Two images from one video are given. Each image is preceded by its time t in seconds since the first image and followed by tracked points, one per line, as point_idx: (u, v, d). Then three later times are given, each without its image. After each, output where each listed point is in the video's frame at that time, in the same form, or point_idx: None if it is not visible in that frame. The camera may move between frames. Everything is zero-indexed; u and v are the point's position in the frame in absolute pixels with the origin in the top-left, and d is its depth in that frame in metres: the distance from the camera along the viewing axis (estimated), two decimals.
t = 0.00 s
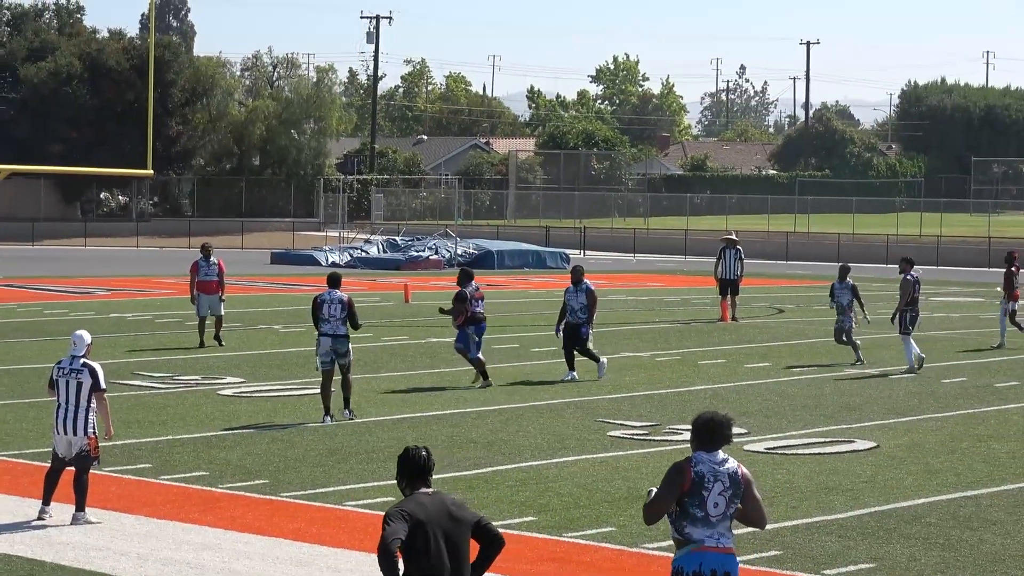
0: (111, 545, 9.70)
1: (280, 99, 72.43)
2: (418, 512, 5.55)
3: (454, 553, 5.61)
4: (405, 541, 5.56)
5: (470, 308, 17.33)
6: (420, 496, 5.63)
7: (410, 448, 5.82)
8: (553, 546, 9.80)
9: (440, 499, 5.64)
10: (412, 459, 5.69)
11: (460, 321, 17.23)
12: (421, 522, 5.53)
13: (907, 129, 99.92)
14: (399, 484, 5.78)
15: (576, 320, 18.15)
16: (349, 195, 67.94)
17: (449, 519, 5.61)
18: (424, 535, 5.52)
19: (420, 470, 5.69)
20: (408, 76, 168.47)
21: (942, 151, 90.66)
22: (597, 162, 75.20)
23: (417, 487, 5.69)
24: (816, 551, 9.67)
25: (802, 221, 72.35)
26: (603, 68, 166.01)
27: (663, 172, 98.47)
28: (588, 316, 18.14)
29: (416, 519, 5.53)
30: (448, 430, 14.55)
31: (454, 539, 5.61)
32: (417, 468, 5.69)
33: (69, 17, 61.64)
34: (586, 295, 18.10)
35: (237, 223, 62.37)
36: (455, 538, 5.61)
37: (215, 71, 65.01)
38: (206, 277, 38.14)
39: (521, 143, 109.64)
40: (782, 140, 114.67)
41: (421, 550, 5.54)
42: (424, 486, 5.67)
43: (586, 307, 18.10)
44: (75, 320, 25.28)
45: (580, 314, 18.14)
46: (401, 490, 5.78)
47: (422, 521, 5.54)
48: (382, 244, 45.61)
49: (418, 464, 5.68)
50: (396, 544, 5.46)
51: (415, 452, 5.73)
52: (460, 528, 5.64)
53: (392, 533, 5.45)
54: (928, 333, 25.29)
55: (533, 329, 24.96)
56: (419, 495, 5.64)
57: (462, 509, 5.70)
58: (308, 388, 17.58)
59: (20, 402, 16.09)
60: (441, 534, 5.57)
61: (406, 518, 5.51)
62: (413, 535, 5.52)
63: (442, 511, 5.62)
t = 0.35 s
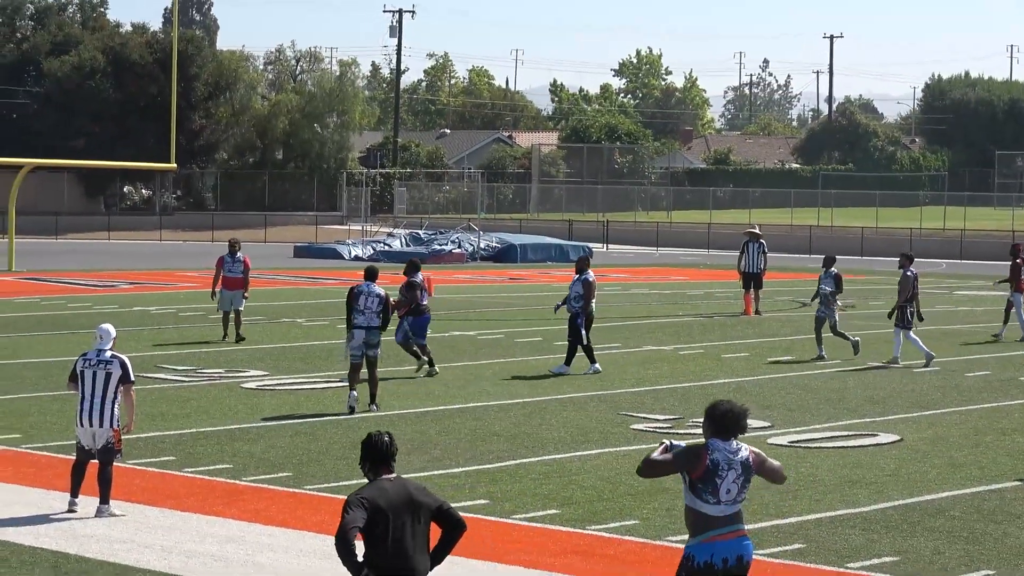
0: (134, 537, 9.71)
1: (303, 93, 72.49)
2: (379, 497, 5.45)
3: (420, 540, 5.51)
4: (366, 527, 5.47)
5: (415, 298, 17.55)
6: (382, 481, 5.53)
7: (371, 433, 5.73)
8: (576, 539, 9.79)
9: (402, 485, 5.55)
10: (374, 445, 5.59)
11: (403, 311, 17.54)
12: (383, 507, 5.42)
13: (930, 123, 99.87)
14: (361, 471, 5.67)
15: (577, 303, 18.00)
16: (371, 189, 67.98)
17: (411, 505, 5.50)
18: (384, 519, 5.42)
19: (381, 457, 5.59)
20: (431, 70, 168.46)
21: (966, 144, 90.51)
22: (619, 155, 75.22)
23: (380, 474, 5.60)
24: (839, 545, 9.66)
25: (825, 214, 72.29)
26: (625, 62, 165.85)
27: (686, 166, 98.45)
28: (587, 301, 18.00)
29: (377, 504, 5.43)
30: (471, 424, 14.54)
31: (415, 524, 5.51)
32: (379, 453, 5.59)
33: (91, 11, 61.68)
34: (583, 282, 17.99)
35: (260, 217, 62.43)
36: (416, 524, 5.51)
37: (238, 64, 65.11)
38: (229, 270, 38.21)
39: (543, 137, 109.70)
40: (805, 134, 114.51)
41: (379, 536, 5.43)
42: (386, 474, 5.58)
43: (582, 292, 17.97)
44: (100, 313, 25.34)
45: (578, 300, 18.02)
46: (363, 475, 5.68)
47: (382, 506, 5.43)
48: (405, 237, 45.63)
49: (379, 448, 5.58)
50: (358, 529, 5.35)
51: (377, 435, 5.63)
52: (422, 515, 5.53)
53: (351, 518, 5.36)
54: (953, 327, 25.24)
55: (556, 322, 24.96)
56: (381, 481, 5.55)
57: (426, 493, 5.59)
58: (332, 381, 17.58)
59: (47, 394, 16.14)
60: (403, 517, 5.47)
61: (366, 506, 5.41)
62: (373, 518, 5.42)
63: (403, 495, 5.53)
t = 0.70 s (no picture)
0: (174, 528, 9.74)
1: (342, 86, 72.61)
2: (368, 485, 5.66)
3: (409, 528, 5.69)
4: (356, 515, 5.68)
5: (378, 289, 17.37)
6: (373, 471, 5.74)
7: (370, 425, 5.94)
8: (616, 532, 9.77)
9: (394, 474, 5.74)
10: (367, 436, 5.79)
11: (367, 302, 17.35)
12: (370, 495, 5.63)
13: (971, 117, 99.49)
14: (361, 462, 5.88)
15: (592, 293, 18.22)
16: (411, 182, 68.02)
17: (402, 494, 5.69)
18: (370, 508, 5.63)
19: (375, 448, 5.79)
20: (471, 61, 168.58)
21: (1007, 136, 90.19)
22: (660, 148, 75.21)
23: (376, 463, 5.80)
24: (879, 538, 9.65)
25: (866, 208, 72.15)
26: (666, 53, 165.75)
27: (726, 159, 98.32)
28: (599, 290, 18.20)
29: (363, 494, 5.64)
30: (510, 417, 14.55)
31: (405, 513, 5.70)
32: (374, 444, 5.78)
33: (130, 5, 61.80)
34: (602, 269, 18.20)
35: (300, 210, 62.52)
36: (405, 513, 5.69)
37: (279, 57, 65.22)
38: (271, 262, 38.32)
39: (583, 130, 109.69)
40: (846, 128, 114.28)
41: (365, 523, 5.64)
42: (379, 463, 5.78)
43: (603, 280, 18.17)
44: (140, 306, 25.42)
45: (601, 289, 18.24)
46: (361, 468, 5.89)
47: (371, 492, 5.64)
48: (445, 230, 45.67)
49: (373, 441, 5.77)
50: (340, 515, 5.58)
51: (374, 430, 5.84)
52: (414, 505, 5.72)
53: (334, 504, 5.60)
54: (994, 321, 25.19)
55: (596, 315, 24.96)
56: (372, 471, 5.75)
57: (419, 484, 5.78)
58: (371, 374, 17.61)
59: (87, 386, 16.17)
60: (389, 507, 5.65)
61: (352, 492, 5.64)
62: (359, 506, 5.64)
63: (396, 485, 5.72)
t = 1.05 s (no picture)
0: (201, 521, 9.74)
1: (370, 80, 72.69)
2: (356, 469, 5.71)
3: (396, 511, 5.73)
4: (344, 499, 5.72)
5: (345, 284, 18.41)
6: (362, 454, 5.79)
7: (360, 409, 5.99)
8: (640, 530, 9.71)
9: (383, 458, 5.79)
10: (357, 420, 5.84)
11: (333, 294, 18.41)
12: (359, 478, 5.68)
13: (1000, 115, 99.30)
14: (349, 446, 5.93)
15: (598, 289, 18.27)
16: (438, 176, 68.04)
17: (389, 477, 5.74)
18: (358, 491, 5.67)
19: (365, 430, 5.84)
20: (499, 58, 168.62)
21: None
22: (688, 144, 75.22)
23: (365, 446, 5.85)
24: (906, 537, 9.62)
25: (894, 205, 72.01)
26: (694, 50, 165.55)
27: (754, 155, 98.26)
28: (604, 285, 18.23)
29: (351, 476, 5.69)
30: (536, 412, 14.54)
31: (392, 496, 5.73)
32: (364, 427, 5.84)
33: None
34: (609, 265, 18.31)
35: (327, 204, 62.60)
36: (393, 494, 5.74)
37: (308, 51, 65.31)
38: (299, 256, 38.36)
39: (611, 127, 109.65)
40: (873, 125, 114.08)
41: (352, 506, 5.68)
42: (369, 445, 5.83)
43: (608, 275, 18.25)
44: (168, 298, 25.46)
45: (607, 285, 18.30)
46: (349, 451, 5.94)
47: (359, 477, 5.69)
48: (472, 226, 45.68)
49: (362, 424, 5.83)
50: (331, 496, 5.62)
51: (364, 413, 5.90)
52: (402, 489, 5.76)
53: (325, 487, 5.63)
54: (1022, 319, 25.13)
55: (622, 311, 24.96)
56: (362, 453, 5.80)
57: (407, 469, 5.83)
58: (398, 368, 17.61)
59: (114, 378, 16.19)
60: (377, 491, 5.69)
61: (344, 474, 5.68)
62: (348, 488, 5.68)
63: (384, 468, 5.77)
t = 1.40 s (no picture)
0: (225, 516, 9.75)
1: (397, 77, 72.77)
2: (335, 462, 5.76)
3: (374, 503, 5.78)
4: (324, 493, 5.77)
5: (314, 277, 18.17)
6: (339, 448, 5.83)
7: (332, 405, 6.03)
8: (663, 528, 9.70)
9: (360, 451, 5.83)
10: (332, 414, 5.87)
11: (301, 288, 18.12)
12: (339, 470, 5.73)
13: None
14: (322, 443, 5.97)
15: (607, 285, 18.57)
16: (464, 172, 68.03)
17: (366, 470, 5.80)
18: (339, 483, 5.72)
19: (341, 424, 5.88)
20: (526, 54, 168.48)
21: None
22: (714, 142, 75.14)
23: (341, 442, 5.89)
24: (930, 536, 9.59)
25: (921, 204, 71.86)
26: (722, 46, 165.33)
27: (780, 153, 98.12)
28: (614, 282, 18.53)
29: (330, 468, 5.74)
30: (561, 409, 14.54)
31: (370, 489, 5.78)
32: (338, 421, 5.88)
33: None
34: (617, 261, 18.58)
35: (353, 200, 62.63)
36: (370, 488, 5.78)
37: (335, 48, 65.41)
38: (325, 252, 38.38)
39: (638, 124, 109.54)
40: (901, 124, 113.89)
41: (334, 495, 5.72)
42: (344, 440, 5.88)
43: (618, 271, 18.53)
44: (195, 293, 25.49)
45: (615, 281, 18.57)
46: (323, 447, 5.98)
47: (338, 471, 5.73)
48: (498, 222, 45.66)
49: (337, 419, 5.86)
50: (312, 490, 5.66)
51: (336, 408, 5.95)
52: (378, 480, 5.81)
53: (307, 480, 5.67)
54: None
55: (647, 309, 24.94)
56: (340, 447, 5.85)
57: (382, 462, 5.88)
58: (422, 364, 17.60)
59: (141, 371, 16.21)
60: (356, 480, 5.75)
61: (322, 469, 5.72)
62: (328, 480, 5.73)
63: (360, 461, 5.82)
